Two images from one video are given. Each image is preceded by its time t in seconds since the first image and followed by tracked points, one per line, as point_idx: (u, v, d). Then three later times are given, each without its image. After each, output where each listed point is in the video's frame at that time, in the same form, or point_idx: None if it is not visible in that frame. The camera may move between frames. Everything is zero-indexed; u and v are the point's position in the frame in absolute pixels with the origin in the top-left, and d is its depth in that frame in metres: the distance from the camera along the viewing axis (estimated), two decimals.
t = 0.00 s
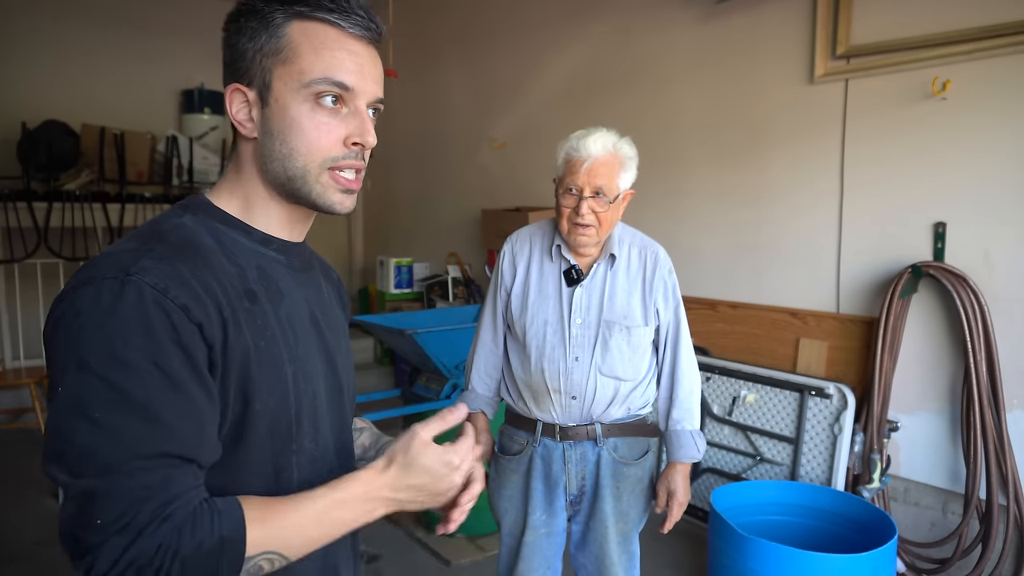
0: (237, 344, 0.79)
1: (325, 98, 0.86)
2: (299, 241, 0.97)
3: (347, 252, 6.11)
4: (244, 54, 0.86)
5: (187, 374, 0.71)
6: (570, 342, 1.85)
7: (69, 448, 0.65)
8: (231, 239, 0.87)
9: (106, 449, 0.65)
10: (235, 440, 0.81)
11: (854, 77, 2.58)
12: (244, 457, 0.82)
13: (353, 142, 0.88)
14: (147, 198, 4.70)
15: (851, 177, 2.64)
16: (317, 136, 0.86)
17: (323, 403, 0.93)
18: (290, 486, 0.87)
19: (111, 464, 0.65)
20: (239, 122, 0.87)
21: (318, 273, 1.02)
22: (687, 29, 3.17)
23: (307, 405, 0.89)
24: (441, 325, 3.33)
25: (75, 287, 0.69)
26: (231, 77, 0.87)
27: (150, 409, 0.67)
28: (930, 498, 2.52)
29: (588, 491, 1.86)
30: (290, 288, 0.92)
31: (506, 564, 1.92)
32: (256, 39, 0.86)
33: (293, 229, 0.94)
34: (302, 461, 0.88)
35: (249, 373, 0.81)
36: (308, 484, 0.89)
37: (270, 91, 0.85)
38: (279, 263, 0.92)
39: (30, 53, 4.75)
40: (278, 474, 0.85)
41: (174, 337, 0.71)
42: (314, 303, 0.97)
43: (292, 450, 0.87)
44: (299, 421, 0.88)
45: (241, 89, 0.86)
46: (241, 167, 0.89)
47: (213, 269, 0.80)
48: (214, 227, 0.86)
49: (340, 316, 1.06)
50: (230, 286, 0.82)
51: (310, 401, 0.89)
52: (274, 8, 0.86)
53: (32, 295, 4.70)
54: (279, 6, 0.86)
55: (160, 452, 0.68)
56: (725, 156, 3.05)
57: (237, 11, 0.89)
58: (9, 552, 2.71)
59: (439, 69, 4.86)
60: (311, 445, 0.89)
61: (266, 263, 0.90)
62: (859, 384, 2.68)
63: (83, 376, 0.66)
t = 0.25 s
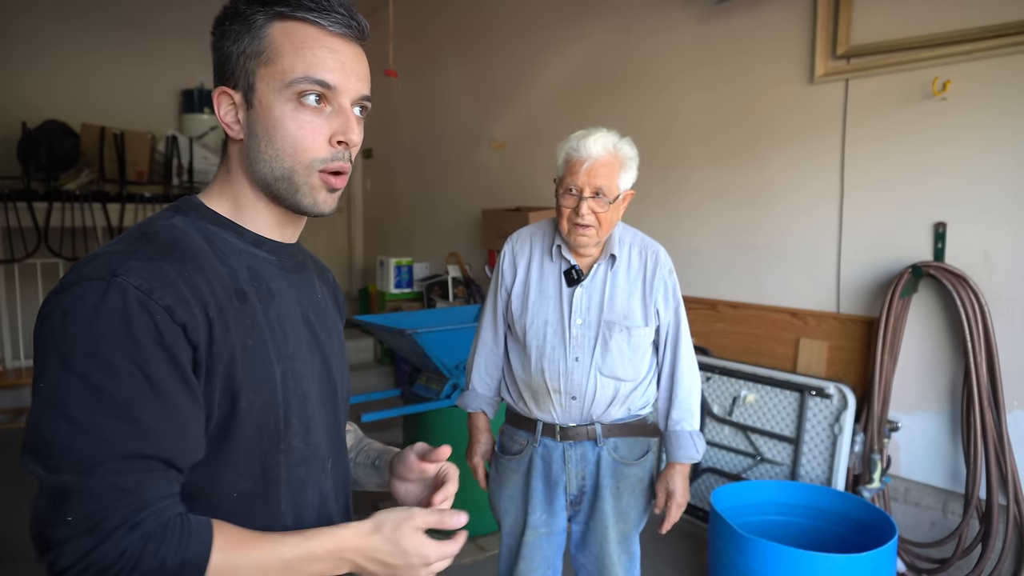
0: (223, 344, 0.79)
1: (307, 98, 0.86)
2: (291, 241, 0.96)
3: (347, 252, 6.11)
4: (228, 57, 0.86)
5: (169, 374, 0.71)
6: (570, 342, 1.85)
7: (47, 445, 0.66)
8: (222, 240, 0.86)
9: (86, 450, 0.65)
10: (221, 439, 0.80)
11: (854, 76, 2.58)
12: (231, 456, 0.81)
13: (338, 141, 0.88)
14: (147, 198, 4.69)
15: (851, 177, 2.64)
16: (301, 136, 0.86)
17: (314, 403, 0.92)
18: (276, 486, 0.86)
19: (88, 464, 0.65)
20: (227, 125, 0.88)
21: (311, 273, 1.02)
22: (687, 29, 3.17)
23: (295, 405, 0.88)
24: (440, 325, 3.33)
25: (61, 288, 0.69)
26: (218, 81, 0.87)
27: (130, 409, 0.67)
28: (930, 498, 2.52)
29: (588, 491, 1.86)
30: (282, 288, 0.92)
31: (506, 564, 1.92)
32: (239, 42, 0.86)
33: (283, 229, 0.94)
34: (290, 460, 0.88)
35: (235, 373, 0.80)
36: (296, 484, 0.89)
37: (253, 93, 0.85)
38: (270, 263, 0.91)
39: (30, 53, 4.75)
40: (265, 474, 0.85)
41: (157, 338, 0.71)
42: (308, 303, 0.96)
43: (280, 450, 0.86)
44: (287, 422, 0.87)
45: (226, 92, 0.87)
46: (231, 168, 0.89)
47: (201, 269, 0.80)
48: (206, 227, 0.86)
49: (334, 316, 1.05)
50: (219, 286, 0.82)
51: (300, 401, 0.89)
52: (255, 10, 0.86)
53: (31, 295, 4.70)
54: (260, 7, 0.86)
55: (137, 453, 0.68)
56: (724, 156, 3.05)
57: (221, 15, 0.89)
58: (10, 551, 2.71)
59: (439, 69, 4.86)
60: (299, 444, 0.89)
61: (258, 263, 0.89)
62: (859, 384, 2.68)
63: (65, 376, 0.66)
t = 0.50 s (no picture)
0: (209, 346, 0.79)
1: (304, 100, 0.86)
2: (287, 243, 0.96)
3: (346, 252, 6.11)
4: (227, 58, 0.87)
5: (150, 376, 0.71)
6: (570, 342, 1.85)
7: (25, 443, 0.66)
8: (214, 242, 0.87)
9: (60, 449, 0.66)
10: (207, 440, 0.81)
11: (853, 76, 2.59)
12: (216, 457, 0.82)
13: (334, 142, 0.88)
14: (147, 199, 4.69)
15: (851, 177, 2.65)
16: (298, 138, 0.86)
17: (305, 406, 0.92)
18: (264, 488, 0.86)
19: (63, 462, 0.66)
20: (224, 127, 0.88)
21: (309, 276, 1.01)
22: (686, 29, 3.18)
23: (285, 408, 0.88)
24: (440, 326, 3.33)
25: (48, 287, 0.70)
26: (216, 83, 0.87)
27: (106, 410, 0.68)
28: (929, 497, 2.53)
29: (588, 491, 1.86)
30: (275, 291, 0.91)
31: (506, 564, 1.92)
32: (236, 44, 0.86)
33: (278, 231, 0.93)
34: (279, 463, 0.88)
35: (221, 375, 0.81)
36: (284, 487, 0.89)
37: (252, 94, 0.86)
38: (263, 265, 0.91)
39: (31, 54, 4.76)
40: (252, 476, 0.85)
41: (140, 340, 0.71)
42: (303, 306, 0.96)
43: (268, 453, 0.86)
44: (276, 425, 0.87)
45: (224, 93, 0.87)
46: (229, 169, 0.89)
47: (190, 271, 0.80)
48: (198, 229, 0.86)
49: (332, 319, 1.05)
50: (208, 288, 0.82)
51: (290, 404, 0.89)
52: (254, 12, 0.86)
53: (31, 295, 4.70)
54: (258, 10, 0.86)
55: (114, 454, 0.68)
56: (724, 156, 3.05)
57: (219, 18, 0.89)
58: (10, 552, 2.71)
59: (439, 69, 4.86)
60: (289, 447, 0.88)
61: (250, 265, 0.89)
62: (859, 384, 2.68)
63: (45, 376, 0.67)
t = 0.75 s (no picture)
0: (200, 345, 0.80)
1: (277, 102, 0.86)
2: (284, 242, 0.96)
3: (346, 252, 6.11)
4: (214, 61, 0.88)
5: (141, 374, 0.72)
6: (570, 342, 1.86)
7: (17, 441, 0.67)
8: (207, 241, 0.87)
9: (51, 447, 0.67)
10: (201, 438, 0.81)
11: (853, 77, 2.59)
12: (212, 455, 0.82)
13: (304, 145, 0.86)
14: (147, 198, 4.69)
15: (850, 177, 2.65)
16: (269, 140, 0.86)
17: (301, 404, 0.92)
18: (261, 486, 0.87)
19: (55, 460, 0.67)
20: (212, 127, 0.90)
21: (307, 273, 1.02)
22: (686, 29, 3.18)
23: (280, 405, 0.88)
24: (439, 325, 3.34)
25: (39, 287, 0.71)
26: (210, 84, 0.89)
27: (96, 409, 0.68)
28: (929, 497, 2.53)
29: (587, 491, 1.87)
30: (270, 289, 0.92)
31: (506, 565, 1.92)
32: (221, 45, 0.87)
33: (274, 230, 0.93)
34: (275, 461, 0.88)
35: (212, 374, 0.81)
36: (282, 484, 0.89)
37: (230, 96, 0.87)
38: (258, 263, 0.91)
39: (32, 54, 4.76)
40: (249, 474, 0.85)
41: (130, 339, 0.71)
42: (299, 304, 0.96)
43: (264, 451, 0.86)
44: (272, 423, 0.87)
45: (210, 94, 0.89)
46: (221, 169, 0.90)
47: (181, 270, 0.81)
48: (192, 228, 0.87)
49: (331, 316, 1.05)
50: (200, 287, 0.82)
51: (285, 402, 0.89)
52: (237, 14, 0.87)
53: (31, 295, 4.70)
54: (242, 11, 0.87)
55: (105, 452, 0.69)
56: (724, 156, 3.06)
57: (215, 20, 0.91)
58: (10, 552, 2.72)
59: (439, 69, 4.86)
60: (285, 445, 0.89)
61: (244, 264, 0.89)
62: (858, 384, 2.69)
63: (35, 374, 0.67)
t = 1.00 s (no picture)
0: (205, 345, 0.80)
1: (279, 104, 0.86)
2: (286, 241, 0.96)
3: (346, 252, 6.10)
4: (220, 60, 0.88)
5: (146, 373, 0.72)
6: (570, 341, 1.86)
7: (22, 440, 0.67)
8: (212, 240, 0.87)
9: (57, 447, 0.67)
10: (207, 438, 0.81)
11: (853, 76, 2.59)
12: (218, 455, 0.82)
13: (306, 149, 0.86)
14: (147, 198, 4.69)
15: (850, 176, 2.65)
16: (270, 143, 0.85)
17: (305, 404, 0.92)
18: (267, 486, 0.87)
19: (60, 460, 0.67)
20: (215, 126, 0.90)
21: (311, 273, 1.02)
22: (686, 29, 3.18)
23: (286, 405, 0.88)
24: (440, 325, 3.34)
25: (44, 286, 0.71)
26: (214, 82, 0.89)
27: (101, 408, 0.68)
28: (929, 497, 2.53)
29: (586, 490, 1.87)
30: (274, 289, 0.92)
31: (505, 564, 1.92)
32: (226, 45, 0.87)
33: (278, 230, 0.94)
34: (281, 461, 0.88)
35: (218, 373, 0.81)
36: (288, 484, 0.89)
37: (234, 96, 0.87)
38: (263, 263, 0.92)
39: (32, 53, 4.76)
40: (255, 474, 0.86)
41: (135, 338, 0.71)
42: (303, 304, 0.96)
43: (270, 451, 0.87)
44: (278, 423, 0.87)
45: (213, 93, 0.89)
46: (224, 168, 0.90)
47: (186, 269, 0.81)
48: (196, 227, 0.87)
49: (334, 315, 1.05)
50: (205, 286, 0.82)
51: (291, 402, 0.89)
52: (243, 14, 0.86)
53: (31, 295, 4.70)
54: (247, 12, 0.86)
55: (110, 452, 0.69)
56: (724, 156, 3.06)
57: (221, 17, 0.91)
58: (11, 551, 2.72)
59: (439, 68, 4.86)
60: (292, 445, 0.89)
61: (248, 263, 0.90)
62: (858, 383, 2.69)
63: (40, 373, 0.67)
